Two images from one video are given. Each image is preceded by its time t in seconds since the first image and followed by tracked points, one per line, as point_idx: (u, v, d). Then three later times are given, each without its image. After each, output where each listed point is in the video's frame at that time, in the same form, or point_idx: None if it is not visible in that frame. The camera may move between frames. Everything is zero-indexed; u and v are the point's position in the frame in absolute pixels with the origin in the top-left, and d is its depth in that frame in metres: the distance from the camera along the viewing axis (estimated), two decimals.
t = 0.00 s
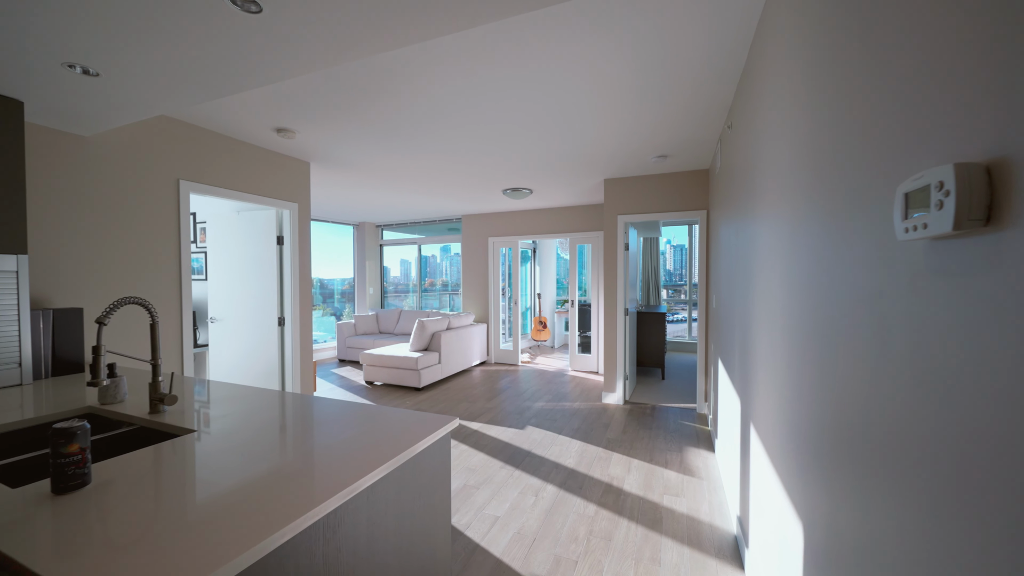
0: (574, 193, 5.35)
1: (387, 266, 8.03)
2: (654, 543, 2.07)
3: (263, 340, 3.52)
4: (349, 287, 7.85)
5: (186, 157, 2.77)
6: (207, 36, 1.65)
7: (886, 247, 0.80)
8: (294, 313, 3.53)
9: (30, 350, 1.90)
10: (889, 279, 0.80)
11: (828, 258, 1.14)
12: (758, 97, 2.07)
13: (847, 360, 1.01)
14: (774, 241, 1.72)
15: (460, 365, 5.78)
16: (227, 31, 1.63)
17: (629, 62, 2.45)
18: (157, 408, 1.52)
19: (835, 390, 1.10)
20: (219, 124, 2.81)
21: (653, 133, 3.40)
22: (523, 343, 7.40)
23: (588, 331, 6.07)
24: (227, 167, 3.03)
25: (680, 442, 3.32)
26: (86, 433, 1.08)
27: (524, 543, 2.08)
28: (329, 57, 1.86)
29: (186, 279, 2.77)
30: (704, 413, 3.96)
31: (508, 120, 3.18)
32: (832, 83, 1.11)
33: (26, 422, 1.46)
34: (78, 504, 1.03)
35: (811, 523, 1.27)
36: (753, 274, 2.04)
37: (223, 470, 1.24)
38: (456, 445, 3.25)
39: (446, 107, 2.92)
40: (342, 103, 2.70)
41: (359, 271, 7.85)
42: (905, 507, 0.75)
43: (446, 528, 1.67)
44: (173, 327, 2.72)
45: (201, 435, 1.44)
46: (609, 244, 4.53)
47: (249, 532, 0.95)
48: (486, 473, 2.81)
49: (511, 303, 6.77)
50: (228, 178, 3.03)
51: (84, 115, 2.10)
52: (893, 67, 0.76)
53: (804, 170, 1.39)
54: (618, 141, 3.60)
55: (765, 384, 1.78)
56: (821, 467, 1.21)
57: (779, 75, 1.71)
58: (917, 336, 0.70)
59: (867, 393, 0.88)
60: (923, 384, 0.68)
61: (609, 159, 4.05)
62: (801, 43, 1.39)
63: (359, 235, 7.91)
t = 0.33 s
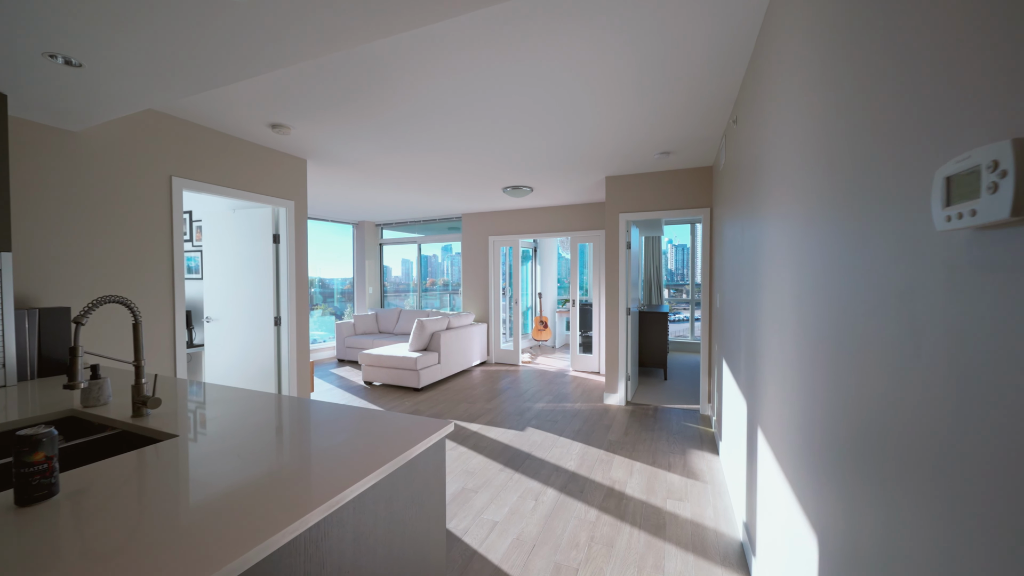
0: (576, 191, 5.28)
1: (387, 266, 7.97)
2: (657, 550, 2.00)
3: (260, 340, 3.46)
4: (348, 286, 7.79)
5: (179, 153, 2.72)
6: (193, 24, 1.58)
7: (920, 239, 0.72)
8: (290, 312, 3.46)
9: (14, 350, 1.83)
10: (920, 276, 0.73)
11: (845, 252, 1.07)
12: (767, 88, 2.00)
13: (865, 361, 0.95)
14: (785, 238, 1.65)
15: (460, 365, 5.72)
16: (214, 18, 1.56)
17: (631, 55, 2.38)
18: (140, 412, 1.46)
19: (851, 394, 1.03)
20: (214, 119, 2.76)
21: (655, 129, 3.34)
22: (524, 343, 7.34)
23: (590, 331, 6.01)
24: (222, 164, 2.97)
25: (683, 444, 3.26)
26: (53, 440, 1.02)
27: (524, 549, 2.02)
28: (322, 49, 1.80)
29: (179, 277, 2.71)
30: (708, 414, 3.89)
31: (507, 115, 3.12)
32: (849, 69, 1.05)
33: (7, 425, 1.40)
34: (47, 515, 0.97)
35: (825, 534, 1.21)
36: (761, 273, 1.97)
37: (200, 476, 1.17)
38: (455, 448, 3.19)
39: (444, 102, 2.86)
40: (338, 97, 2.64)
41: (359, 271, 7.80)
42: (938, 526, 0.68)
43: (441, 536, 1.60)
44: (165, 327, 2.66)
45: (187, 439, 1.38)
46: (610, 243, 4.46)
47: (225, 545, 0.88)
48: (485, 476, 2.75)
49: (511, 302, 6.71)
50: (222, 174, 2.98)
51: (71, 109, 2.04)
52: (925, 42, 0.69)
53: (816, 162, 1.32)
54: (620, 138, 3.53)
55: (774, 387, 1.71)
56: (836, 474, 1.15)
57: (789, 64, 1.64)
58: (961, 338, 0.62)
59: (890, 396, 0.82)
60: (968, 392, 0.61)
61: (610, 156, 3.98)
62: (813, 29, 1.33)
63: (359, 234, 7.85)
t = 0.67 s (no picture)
0: (579, 189, 5.20)
1: (389, 266, 7.93)
2: (664, 559, 1.93)
3: (259, 341, 3.42)
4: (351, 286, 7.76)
5: (175, 150, 2.67)
6: (182, 12, 1.52)
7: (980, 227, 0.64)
8: (290, 312, 3.42)
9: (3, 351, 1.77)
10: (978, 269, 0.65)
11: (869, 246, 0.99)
12: (780, 79, 1.92)
13: (900, 364, 0.87)
14: (800, 234, 1.57)
15: (463, 366, 5.65)
16: (204, 5, 1.49)
17: (637, 47, 2.30)
18: (126, 415, 1.40)
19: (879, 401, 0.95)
20: (211, 115, 2.72)
21: (661, 124, 3.26)
22: (527, 343, 7.27)
23: (594, 331, 5.92)
24: (220, 161, 2.93)
25: (690, 447, 3.18)
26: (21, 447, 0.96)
27: (525, 557, 1.95)
28: (316, 39, 1.74)
29: (175, 276, 2.66)
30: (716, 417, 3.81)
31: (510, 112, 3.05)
32: (875, 49, 0.97)
33: None
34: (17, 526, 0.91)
35: (848, 549, 1.13)
36: (773, 271, 1.89)
37: (185, 483, 1.11)
38: (455, 450, 3.13)
39: (444, 98, 2.80)
40: (336, 91, 2.58)
41: (361, 270, 7.76)
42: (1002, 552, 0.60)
43: (439, 544, 1.54)
44: (161, 326, 2.61)
45: (174, 443, 1.33)
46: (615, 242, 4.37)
47: (203, 561, 0.81)
48: (486, 480, 2.69)
49: (514, 302, 6.64)
50: (220, 172, 2.93)
51: (62, 103, 1.99)
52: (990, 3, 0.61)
53: (837, 152, 1.24)
54: (625, 133, 3.45)
55: (789, 390, 1.64)
56: (860, 487, 1.07)
57: (805, 52, 1.55)
58: None
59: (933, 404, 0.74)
60: None
61: (615, 152, 3.90)
62: (836, 10, 1.24)
63: (361, 233, 7.81)
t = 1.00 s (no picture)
0: (585, 187, 5.12)
1: (393, 265, 7.90)
2: (672, 569, 1.85)
3: (260, 340, 3.38)
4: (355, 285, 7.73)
5: (172, 147, 2.63)
6: None
7: None
8: (291, 312, 3.37)
9: None
10: None
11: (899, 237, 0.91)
12: (795, 67, 1.83)
13: (940, 371, 0.79)
14: (818, 230, 1.49)
15: (466, 366, 5.59)
16: None
17: (644, 39, 2.23)
18: (110, 418, 1.35)
19: (913, 408, 0.87)
20: (209, 111, 2.68)
21: (669, 119, 3.18)
22: (532, 344, 7.19)
23: (599, 331, 5.84)
24: (219, 159, 2.89)
25: (699, 451, 3.09)
26: None
27: (528, 566, 1.88)
28: (310, 30, 1.68)
29: (173, 274, 2.62)
30: (725, 419, 3.71)
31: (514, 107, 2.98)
32: (903, 24, 0.89)
33: None
34: None
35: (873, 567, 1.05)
36: (788, 269, 1.81)
37: (166, 491, 1.05)
38: (458, 453, 3.06)
39: (445, 92, 2.73)
40: (334, 84, 2.53)
41: (365, 270, 7.73)
42: None
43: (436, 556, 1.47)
44: (158, 326, 2.56)
45: (162, 447, 1.27)
46: (621, 240, 4.28)
47: None
48: (488, 484, 2.62)
49: (518, 302, 6.56)
50: (219, 169, 2.89)
51: (54, 97, 1.94)
52: None
53: (859, 140, 1.16)
54: (630, 129, 3.37)
55: (805, 395, 1.55)
56: (888, 500, 0.98)
57: (822, 36, 1.47)
58: None
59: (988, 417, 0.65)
60: None
61: (621, 149, 3.81)
62: None
63: (365, 232, 7.78)
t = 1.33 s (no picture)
0: (591, 184, 5.03)
1: (398, 264, 7.87)
2: None
3: (261, 340, 3.34)
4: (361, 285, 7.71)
5: (170, 144, 2.59)
6: None
7: None
8: (292, 311, 3.33)
9: None
10: None
11: (935, 226, 0.82)
12: (812, 53, 1.73)
13: (982, 374, 0.70)
14: (837, 225, 1.40)
15: (471, 366, 5.53)
16: None
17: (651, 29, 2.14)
18: (94, 422, 1.30)
19: (957, 420, 0.77)
20: (207, 107, 2.64)
21: (677, 113, 3.09)
22: (538, 344, 7.11)
23: (606, 331, 5.74)
24: (219, 156, 2.86)
25: (709, 455, 2.99)
26: None
27: None
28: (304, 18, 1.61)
29: (171, 273, 2.58)
30: (736, 422, 3.60)
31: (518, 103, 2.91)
32: None
33: None
34: None
35: None
36: (805, 267, 1.72)
37: (144, 497, 0.99)
38: (461, 456, 2.99)
39: (447, 87, 2.67)
40: (334, 78, 2.47)
41: (370, 269, 7.71)
42: None
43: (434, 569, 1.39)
44: (156, 325, 2.52)
45: (146, 450, 1.22)
46: (628, 238, 4.19)
47: None
48: (491, 488, 2.55)
49: (524, 301, 6.49)
50: (219, 166, 2.86)
51: (46, 92, 1.90)
52: None
53: (883, 125, 1.07)
54: (638, 123, 3.28)
55: (824, 400, 1.47)
56: (924, 518, 0.89)
57: (843, 17, 1.38)
58: None
59: None
60: None
61: (628, 145, 3.72)
62: None
63: (370, 231, 7.76)
